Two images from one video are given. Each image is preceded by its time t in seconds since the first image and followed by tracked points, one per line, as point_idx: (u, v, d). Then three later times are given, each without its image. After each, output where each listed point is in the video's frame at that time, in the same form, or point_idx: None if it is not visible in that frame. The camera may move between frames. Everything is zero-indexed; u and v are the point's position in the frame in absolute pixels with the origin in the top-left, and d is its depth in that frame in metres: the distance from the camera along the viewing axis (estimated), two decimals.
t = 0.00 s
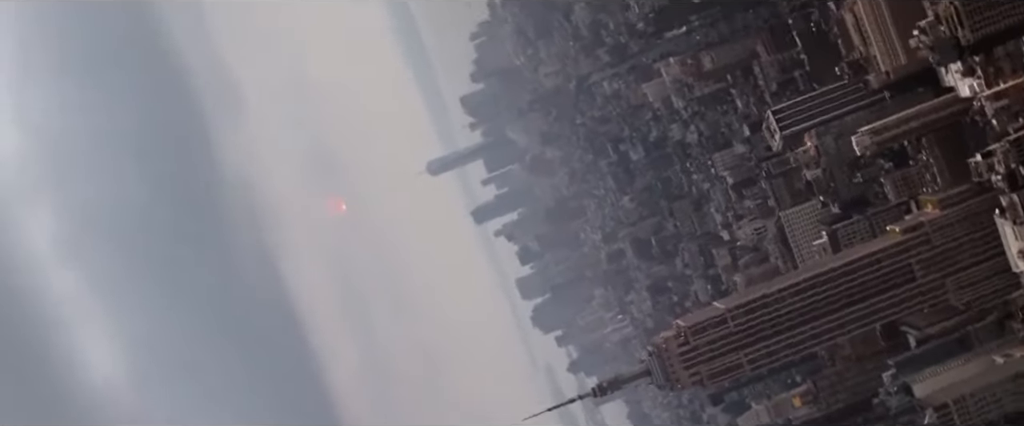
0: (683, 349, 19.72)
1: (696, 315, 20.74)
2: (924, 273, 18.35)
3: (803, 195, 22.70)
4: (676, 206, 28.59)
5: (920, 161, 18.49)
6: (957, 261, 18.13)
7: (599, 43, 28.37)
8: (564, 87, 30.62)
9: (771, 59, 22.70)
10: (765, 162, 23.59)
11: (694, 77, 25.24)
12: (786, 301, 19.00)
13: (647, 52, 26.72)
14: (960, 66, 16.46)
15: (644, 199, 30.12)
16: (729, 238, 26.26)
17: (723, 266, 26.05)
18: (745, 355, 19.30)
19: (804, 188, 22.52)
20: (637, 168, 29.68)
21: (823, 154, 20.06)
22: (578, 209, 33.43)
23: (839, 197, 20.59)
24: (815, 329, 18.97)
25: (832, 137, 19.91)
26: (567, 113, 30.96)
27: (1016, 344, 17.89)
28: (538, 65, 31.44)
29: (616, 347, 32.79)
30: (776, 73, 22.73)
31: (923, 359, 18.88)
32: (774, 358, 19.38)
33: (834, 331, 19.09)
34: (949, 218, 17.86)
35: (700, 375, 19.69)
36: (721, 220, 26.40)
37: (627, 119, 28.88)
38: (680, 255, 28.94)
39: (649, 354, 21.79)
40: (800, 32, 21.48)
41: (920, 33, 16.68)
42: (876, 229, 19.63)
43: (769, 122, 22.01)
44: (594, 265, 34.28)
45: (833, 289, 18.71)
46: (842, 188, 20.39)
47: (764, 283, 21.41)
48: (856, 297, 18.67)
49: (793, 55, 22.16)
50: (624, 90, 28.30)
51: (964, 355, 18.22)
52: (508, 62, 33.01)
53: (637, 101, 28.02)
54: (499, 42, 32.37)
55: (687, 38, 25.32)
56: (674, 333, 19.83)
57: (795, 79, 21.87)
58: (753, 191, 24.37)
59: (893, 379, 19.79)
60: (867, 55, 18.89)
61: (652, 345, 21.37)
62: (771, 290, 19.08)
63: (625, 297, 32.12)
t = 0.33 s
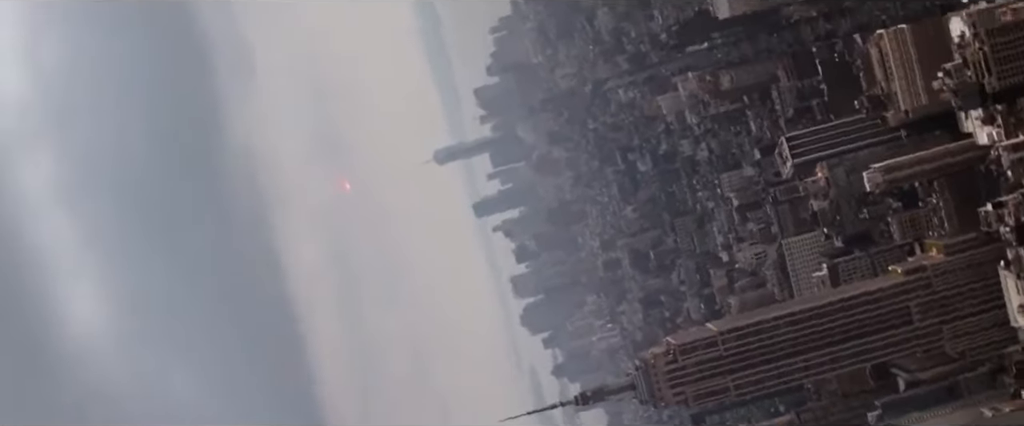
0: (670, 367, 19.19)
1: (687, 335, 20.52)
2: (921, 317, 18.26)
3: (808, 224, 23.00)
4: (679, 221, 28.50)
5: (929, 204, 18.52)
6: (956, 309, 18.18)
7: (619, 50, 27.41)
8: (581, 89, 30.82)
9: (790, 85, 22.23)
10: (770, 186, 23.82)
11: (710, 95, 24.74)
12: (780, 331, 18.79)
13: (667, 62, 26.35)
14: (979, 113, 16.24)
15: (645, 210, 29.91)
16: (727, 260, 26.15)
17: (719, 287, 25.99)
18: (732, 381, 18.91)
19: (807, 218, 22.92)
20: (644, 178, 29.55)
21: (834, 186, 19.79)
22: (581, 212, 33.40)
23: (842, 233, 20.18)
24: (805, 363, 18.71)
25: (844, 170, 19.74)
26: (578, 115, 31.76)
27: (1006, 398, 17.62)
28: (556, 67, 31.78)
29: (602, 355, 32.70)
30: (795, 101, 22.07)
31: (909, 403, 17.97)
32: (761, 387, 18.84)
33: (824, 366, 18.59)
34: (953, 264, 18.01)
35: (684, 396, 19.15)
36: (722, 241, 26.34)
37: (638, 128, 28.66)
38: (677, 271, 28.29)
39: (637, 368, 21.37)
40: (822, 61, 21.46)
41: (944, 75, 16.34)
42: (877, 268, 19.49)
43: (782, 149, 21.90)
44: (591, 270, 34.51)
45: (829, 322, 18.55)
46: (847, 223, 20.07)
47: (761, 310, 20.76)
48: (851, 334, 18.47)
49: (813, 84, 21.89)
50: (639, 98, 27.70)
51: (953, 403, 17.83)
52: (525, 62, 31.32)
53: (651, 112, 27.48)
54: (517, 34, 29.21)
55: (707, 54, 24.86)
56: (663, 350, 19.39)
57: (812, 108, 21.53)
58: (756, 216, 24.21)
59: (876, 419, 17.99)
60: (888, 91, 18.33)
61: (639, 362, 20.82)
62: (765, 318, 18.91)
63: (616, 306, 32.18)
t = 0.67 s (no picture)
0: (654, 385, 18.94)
1: (674, 353, 20.17)
2: (912, 363, 17.98)
3: (808, 255, 22.80)
4: (678, 237, 28.38)
5: (932, 249, 18.32)
6: (948, 358, 17.88)
7: (638, 60, 26.73)
8: (594, 95, 29.32)
9: (805, 115, 22.28)
10: (773, 214, 23.79)
11: (725, 116, 24.20)
12: (770, 360, 18.36)
13: (686, 76, 25.46)
14: (995, 165, 16.00)
15: (645, 223, 29.64)
16: (723, 282, 26.09)
17: (711, 309, 25.96)
18: (715, 405, 18.64)
19: (805, 249, 22.86)
20: (647, 191, 29.34)
21: (839, 221, 19.18)
22: (581, 218, 33.25)
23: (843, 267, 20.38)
24: (790, 395, 18.36)
25: (851, 206, 19.12)
26: (589, 121, 30.18)
27: None
28: (572, 68, 29.65)
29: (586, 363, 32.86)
30: (807, 129, 22.44)
31: None
32: (743, 414, 18.70)
33: (809, 400, 18.43)
34: (950, 314, 17.64)
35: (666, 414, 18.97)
36: (719, 262, 26.25)
37: (647, 140, 28.21)
38: (670, 287, 28.93)
39: (621, 381, 21.01)
40: (841, 93, 21.28)
41: (964, 122, 15.99)
42: (873, 309, 19.57)
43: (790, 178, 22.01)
44: (583, 276, 34.40)
45: (819, 357, 18.20)
46: (847, 259, 20.16)
47: (751, 337, 20.29)
48: (840, 371, 18.17)
49: (829, 115, 21.93)
50: (652, 110, 27.23)
51: None
52: (542, 62, 31.15)
53: (663, 125, 27.01)
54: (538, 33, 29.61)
55: (726, 74, 24.10)
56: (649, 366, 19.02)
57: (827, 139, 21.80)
58: (756, 241, 24.23)
59: None
60: (904, 132, 18.16)
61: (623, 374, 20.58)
62: (753, 346, 18.47)
63: (606, 315, 32.20)
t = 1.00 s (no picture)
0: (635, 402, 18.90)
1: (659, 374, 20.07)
2: (897, 409, 17.96)
3: (804, 290, 22.94)
4: (676, 256, 28.25)
5: (931, 299, 18.11)
6: (935, 408, 17.83)
7: (655, 74, 26.43)
8: (607, 104, 29.08)
9: (819, 148, 21.93)
10: (772, 244, 23.76)
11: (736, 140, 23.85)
12: (755, 391, 18.28)
13: (702, 95, 25.18)
14: (1004, 221, 15.72)
15: (644, 238, 29.49)
16: (716, 305, 25.94)
17: (700, 331, 25.78)
18: None
19: (800, 284, 23.00)
20: (650, 206, 29.16)
21: (839, 258, 19.35)
22: (581, 225, 33.09)
23: (838, 306, 19.93)
24: None
25: (853, 245, 19.23)
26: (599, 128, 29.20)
27: None
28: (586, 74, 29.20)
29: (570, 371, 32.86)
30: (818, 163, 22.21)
31: None
32: None
33: None
34: (941, 366, 17.33)
35: None
36: (714, 285, 26.05)
37: (656, 155, 27.86)
38: (661, 304, 28.78)
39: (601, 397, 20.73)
40: (857, 131, 20.87)
41: (978, 175, 15.73)
42: (864, 351, 19.57)
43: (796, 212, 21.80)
44: (575, 283, 34.29)
45: (805, 393, 18.19)
46: (844, 298, 19.75)
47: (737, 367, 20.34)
48: (824, 410, 18.11)
49: (841, 152, 21.60)
50: (662, 125, 26.86)
51: None
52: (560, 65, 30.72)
53: (673, 141, 26.74)
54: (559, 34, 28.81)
55: (743, 98, 23.97)
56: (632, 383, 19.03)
57: (837, 175, 21.70)
58: (754, 269, 23.99)
59: None
60: (916, 178, 18.08)
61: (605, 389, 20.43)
62: (740, 374, 18.37)
63: (594, 324, 32.10)
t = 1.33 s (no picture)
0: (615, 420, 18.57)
1: (640, 393, 19.76)
2: None
3: (796, 324, 22.74)
4: (668, 274, 28.00)
5: (923, 349, 18.13)
6: None
7: (671, 90, 26.15)
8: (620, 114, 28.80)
9: (827, 185, 21.78)
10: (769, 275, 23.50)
11: (746, 166, 23.53)
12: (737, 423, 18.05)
13: (716, 118, 24.91)
14: (1006, 279, 15.49)
15: (642, 252, 28.89)
16: (705, 329, 25.77)
17: (686, 353, 25.64)
18: None
19: (793, 319, 22.79)
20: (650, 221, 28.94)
21: (836, 297, 19.13)
22: (580, 233, 32.91)
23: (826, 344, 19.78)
24: None
25: (851, 286, 19.00)
26: (611, 137, 29.04)
27: None
28: (602, 83, 28.98)
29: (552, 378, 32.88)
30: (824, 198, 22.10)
31: None
32: None
33: None
34: (927, 416, 17.02)
35: None
36: (705, 308, 25.87)
37: (663, 172, 27.54)
38: (650, 322, 28.63)
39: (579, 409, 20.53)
40: (867, 172, 20.42)
41: (986, 230, 15.53)
42: (848, 394, 19.32)
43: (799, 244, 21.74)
44: (566, 289, 34.17)
45: None
46: (835, 335, 19.37)
47: (719, 393, 20.22)
48: None
49: (848, 191, 21.76)
50: (672, 143, 26.63)
51: None
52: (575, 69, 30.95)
53: (682, 160, 26.50)
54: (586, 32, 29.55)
55: (756, 125, 23.54)
56: (613, 401, 18.67)
57: (841, 213, 21.71)
58: (749, 299, 23.81)
59: None
60: (923, 225, 17.76)
61: (586, 403, 20.14)
62: (724, 405, 18.16)
63: (582, 333, 32.03)
